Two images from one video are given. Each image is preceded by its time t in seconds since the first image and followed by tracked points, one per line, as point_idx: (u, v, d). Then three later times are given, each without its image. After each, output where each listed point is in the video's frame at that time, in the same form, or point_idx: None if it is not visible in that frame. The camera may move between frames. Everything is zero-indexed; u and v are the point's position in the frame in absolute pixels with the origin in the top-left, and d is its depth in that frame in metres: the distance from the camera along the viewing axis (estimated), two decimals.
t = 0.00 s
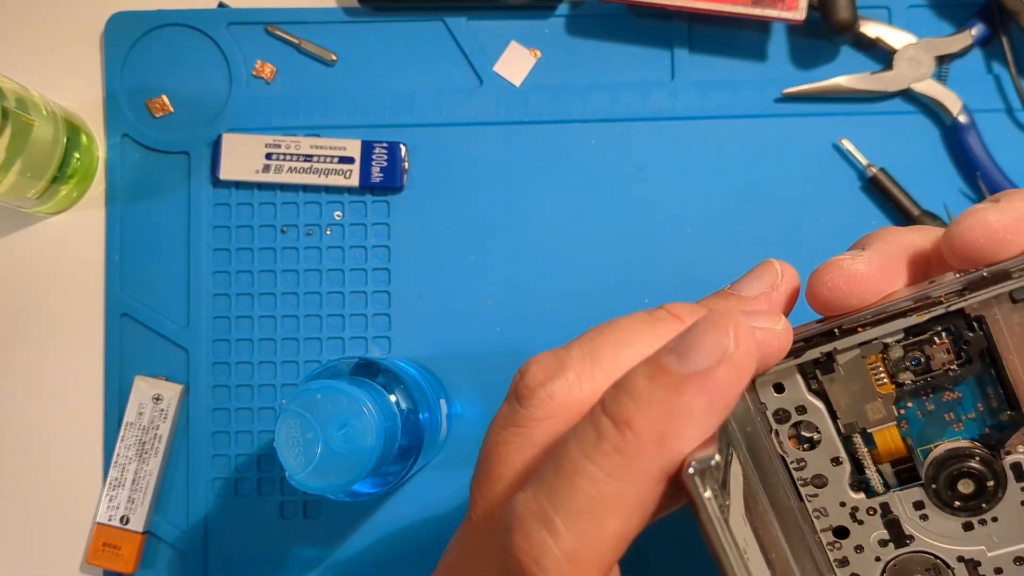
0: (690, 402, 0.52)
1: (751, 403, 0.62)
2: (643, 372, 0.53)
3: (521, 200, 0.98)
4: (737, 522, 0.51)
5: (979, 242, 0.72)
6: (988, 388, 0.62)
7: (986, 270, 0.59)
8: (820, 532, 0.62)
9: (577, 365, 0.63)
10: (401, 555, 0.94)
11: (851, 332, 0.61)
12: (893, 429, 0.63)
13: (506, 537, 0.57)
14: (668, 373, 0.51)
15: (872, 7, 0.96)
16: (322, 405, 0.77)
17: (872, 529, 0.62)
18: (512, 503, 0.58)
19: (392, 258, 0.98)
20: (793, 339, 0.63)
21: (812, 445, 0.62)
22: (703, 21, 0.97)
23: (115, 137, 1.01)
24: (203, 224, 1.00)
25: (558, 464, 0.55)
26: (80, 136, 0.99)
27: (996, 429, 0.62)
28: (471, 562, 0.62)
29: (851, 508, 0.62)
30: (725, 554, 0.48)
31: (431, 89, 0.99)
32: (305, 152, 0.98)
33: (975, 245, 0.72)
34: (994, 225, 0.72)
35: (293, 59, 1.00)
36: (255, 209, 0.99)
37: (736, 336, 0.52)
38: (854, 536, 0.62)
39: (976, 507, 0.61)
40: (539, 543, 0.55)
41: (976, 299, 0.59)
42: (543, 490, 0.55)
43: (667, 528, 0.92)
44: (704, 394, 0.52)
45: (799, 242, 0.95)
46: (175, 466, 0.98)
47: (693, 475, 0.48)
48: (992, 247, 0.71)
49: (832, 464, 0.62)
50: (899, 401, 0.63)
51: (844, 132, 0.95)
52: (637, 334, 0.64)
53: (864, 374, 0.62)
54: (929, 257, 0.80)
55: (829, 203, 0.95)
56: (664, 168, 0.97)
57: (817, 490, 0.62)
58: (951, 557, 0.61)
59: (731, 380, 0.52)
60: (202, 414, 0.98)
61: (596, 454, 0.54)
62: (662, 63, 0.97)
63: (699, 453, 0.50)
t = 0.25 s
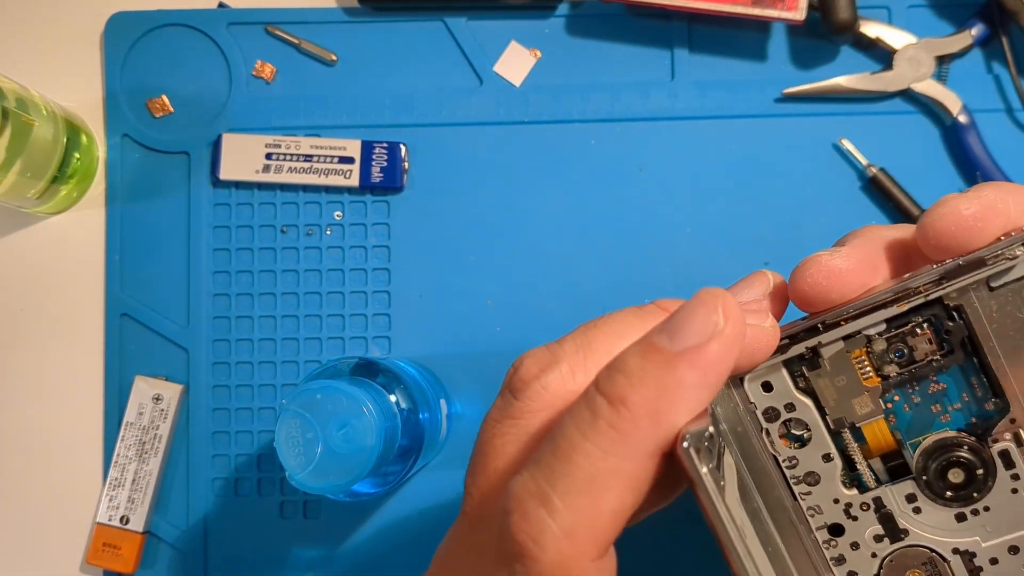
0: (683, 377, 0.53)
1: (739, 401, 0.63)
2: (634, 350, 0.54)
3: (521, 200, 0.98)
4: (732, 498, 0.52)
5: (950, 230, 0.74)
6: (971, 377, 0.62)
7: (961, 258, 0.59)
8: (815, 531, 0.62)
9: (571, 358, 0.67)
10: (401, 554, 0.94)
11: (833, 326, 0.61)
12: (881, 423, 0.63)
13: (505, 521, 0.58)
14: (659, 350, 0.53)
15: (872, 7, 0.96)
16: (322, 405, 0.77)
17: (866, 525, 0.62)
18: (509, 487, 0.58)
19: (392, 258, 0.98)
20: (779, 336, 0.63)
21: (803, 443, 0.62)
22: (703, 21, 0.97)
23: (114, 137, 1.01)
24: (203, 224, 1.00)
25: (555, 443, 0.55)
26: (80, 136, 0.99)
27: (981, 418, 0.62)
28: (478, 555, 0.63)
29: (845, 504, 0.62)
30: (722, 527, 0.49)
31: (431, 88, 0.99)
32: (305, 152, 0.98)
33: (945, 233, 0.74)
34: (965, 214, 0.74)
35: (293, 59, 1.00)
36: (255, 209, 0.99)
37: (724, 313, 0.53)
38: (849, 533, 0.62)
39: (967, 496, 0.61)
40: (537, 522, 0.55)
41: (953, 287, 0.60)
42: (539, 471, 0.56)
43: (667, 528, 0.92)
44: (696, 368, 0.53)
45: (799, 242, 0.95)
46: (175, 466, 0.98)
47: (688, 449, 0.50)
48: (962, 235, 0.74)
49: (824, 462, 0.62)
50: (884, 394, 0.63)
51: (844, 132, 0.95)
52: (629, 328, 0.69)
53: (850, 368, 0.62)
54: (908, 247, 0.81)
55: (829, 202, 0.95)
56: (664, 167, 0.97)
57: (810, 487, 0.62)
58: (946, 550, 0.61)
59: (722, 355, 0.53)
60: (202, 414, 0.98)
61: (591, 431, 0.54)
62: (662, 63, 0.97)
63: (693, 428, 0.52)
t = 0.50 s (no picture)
0: (672, 359, 0.55)
1: (733, 398, 0.62)
2: (624, 335, 0.56)
3: (521, 199, 0.98)
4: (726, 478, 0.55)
5: (933, 223, 0.74)
6: (963, 368, 0.62)
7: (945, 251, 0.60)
8: (813, 527, 0.61)
9: (566, 353, 0.69)
10: (401, 554, 0.94)
11: (825, 320, 0.61)
12: (875, 416, 0.63)
13: (499, 507, 0.59)
14: (648, 333, 0.55)
15: (872, 7, 0.96)
16: (322, 405, 0.77)
17: (864, 520, 0.61)
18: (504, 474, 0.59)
19: (393, 258, 0.98)
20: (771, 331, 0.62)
21: (798, 438, 0.62)
22: (703, 21, 0.97)
23: (114, 137, 1.01)
24: (203, 224, 1.00)
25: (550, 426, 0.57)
26: (80, 136, 0.99)
27: (974, 410, 0.62)
28: (475, 546, 0.63)
29: (841, 500, 0.61)
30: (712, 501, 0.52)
31: (431, 88, 0.99)
32: (305, 152, 0.98)
33: (928, 227, 0.75)
34: (948, 206, 0.74)
35: (293, 59, 1.00)
36: (255, 209, 0.99)
37: (711, 297, 0.55)
38: (846, 529, 0.61)
39: (962, 488, 0.60)
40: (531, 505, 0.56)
41: (940, 279, 0.61)
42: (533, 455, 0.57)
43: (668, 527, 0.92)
44: (684, 351, 0.54)
45: (800, 241, 0.95)
46: (175, 466, 0.98)
47: (676, 427, 0.53)
48: (946, 229, 0.74)
49: (819, 457, 0.62)
50: (877, 387, 0.63)
51: (844, 131, 0.95)
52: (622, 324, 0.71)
53: (842, 362, 0.63)
54: (896, 241, 0.82)
55: (829, 202, 0.95)
56: (664, 167, 0.97)
57: (806, 484, 0.61)
58: (944, 544, 0.60)
59: (710, 339, 0.55)
60: (202, 414, 0.98)
61: (582, 413, 0.56)
62: (663, 63, 0.97)
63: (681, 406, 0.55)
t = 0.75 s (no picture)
0: (669, 350, 0.55)
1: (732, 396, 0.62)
2: (621, 329, 0.57)
3: (521, 199, 0.98)
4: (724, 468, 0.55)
5: (927, 220, 0.75)
6: (958, 364, 0.62)
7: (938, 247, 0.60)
8: (812, 525, 0.61)
9: (564, 352, 0.70)
10: (402, 554, 0.94)
11: (820, 317, 0.61)
12: (871, 413, 0.63)
13: (498, 500, 0.59)
14: (644, 326, 0.56)
15: (872, 7, 0.96)
16: (322, 405, 0.77)
17: (862, 517, 0.61)
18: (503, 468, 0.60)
19: (393, 258, 0.98)
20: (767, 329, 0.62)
21: (795, 435, 0.62)
22: (703, 21, 0.97)
23: (114, 137, 1.01)
24: (203, 224, 1.00)
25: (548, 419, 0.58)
26: (80, 136, 0.99)
27: (969, 406, 0.62)
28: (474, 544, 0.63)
29: (839, 497, 0.61)
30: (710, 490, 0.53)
31: (431, 88, 0.99)
32: (305, 152, 0.98)
33: (922, 224, 0.75)
34: (942, 203, 0.75)
35: (293, 59, 1.00)
36: (255, 209, 0.99)
37: (707, 289, 0.56)
38: (844, 527, 0.61)
39: (958, 484, 0.60)
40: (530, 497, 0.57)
41: (934, 275, 0.61)
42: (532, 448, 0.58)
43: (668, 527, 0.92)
44: (681, 342, 0.55)
45: (800, 241, 0.95)
46: (175, 466, 0.98)
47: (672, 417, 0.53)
48: (940, 225, 0.75)
49: (816, 455, 0.61)
50: (873, 384, 0.63)
51: (844, 131, 0.95)
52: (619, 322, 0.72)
53: (838, 359, 0.63)
54: (890, 238, 0.82)
55: (829, 202, 0.95)
56: (664, 167, 0.97)
57: (804, 482, 0.61)
58: (942, 540, 0.60)
59: (705, 331, 0.56)
60: (202, 414, 0.98)
61: (581, 405, 0.57)
62: (662, 63, 0.97)
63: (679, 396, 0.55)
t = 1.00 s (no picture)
0: (656, 332, 0.57)
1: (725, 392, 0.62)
2: (611, 315, 0.58)
3: (521, 199, 0.98)
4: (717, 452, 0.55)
5: (913, 214, 0.75)
6: (949, 357, 0.62)
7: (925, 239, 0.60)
8: (808, 521, 0.61)
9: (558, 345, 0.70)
10: (401, 554, 0.94)
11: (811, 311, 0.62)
12: (865, 407, 0.63)
13: (491, 484, 0.59)
14: (634, 310, 0.58)
15: (872, 7, 0.96)
16: (322, 405, 0.77)
17: (857, 512, 0.61)
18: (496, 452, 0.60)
19: (393, 258, 0.98)
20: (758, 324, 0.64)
21: (789, 429, 0.62)
22: (703, 21, 0.97)
23: (115, 137, 1.01)
24: (203, 224, 1.00)
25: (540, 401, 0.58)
26: (80, 136, 0.99)
27: (961, 398, 0.62)
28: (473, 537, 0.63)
29: (835, 492, 0.61)
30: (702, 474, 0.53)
31: (431, 88, 0.99)
32: (305, 152, 0.98)
33: (908, 219, 0.75)
34: (929, 198, 0.75)
35: (293, 58, 1.00)
36: (255, 209, 0.99)
37: (693, 274, 0.57)
38: (841, 522, 0.61)
39: (952, 476, 0.60)
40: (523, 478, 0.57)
41: (921, 267, 0.61)
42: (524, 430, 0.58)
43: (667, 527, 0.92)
44: (668, 324, 0.57)
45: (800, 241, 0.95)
46: (175, 466, 0.98)
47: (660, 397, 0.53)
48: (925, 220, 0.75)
49: (811, 450, 0.62)
50: (865, 377, 0.63)
51: (844, 131, 0.95)
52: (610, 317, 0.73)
53: (830, 353, 0.63)
54: (879, 234, 0.82)
55: (829, 202, 0.95)
56: (664, 167, 0.97)
57: (800, 477, 0.61)
58: (938, 533, 0.60)
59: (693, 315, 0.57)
60: (202, 413, 0.98)
61: (572, 387, 0.57)
62: (663, 63, 0.97)
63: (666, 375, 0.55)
